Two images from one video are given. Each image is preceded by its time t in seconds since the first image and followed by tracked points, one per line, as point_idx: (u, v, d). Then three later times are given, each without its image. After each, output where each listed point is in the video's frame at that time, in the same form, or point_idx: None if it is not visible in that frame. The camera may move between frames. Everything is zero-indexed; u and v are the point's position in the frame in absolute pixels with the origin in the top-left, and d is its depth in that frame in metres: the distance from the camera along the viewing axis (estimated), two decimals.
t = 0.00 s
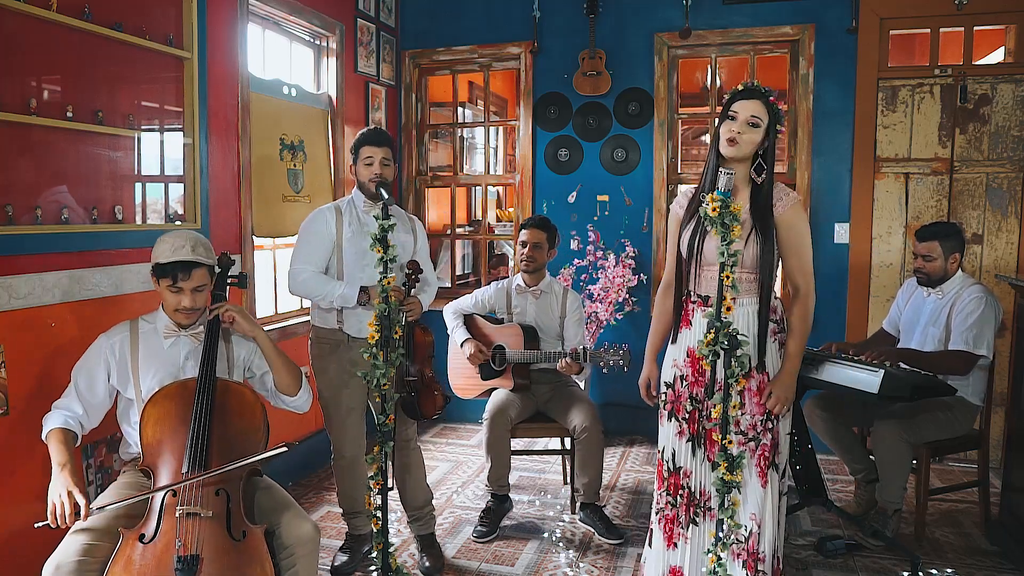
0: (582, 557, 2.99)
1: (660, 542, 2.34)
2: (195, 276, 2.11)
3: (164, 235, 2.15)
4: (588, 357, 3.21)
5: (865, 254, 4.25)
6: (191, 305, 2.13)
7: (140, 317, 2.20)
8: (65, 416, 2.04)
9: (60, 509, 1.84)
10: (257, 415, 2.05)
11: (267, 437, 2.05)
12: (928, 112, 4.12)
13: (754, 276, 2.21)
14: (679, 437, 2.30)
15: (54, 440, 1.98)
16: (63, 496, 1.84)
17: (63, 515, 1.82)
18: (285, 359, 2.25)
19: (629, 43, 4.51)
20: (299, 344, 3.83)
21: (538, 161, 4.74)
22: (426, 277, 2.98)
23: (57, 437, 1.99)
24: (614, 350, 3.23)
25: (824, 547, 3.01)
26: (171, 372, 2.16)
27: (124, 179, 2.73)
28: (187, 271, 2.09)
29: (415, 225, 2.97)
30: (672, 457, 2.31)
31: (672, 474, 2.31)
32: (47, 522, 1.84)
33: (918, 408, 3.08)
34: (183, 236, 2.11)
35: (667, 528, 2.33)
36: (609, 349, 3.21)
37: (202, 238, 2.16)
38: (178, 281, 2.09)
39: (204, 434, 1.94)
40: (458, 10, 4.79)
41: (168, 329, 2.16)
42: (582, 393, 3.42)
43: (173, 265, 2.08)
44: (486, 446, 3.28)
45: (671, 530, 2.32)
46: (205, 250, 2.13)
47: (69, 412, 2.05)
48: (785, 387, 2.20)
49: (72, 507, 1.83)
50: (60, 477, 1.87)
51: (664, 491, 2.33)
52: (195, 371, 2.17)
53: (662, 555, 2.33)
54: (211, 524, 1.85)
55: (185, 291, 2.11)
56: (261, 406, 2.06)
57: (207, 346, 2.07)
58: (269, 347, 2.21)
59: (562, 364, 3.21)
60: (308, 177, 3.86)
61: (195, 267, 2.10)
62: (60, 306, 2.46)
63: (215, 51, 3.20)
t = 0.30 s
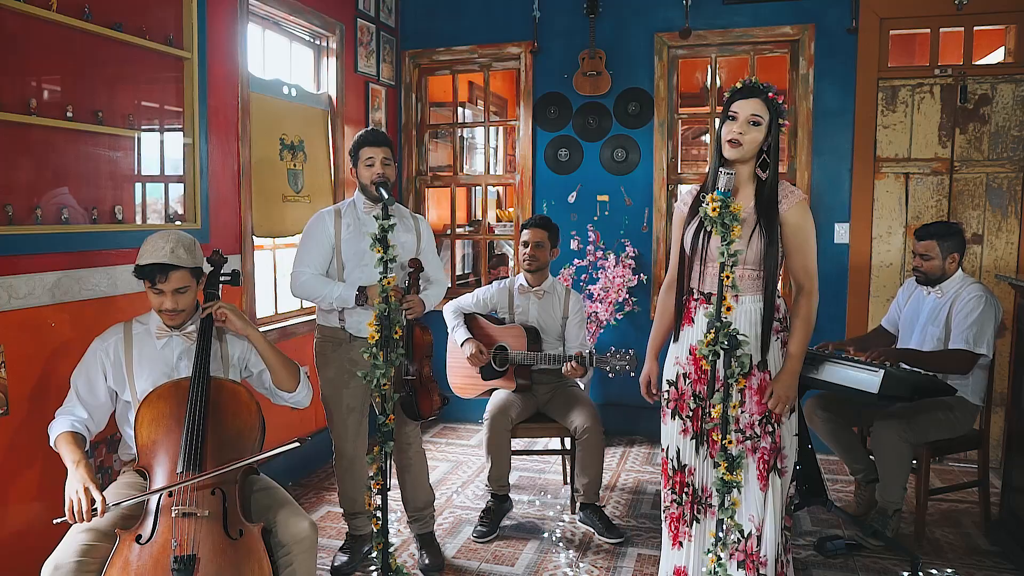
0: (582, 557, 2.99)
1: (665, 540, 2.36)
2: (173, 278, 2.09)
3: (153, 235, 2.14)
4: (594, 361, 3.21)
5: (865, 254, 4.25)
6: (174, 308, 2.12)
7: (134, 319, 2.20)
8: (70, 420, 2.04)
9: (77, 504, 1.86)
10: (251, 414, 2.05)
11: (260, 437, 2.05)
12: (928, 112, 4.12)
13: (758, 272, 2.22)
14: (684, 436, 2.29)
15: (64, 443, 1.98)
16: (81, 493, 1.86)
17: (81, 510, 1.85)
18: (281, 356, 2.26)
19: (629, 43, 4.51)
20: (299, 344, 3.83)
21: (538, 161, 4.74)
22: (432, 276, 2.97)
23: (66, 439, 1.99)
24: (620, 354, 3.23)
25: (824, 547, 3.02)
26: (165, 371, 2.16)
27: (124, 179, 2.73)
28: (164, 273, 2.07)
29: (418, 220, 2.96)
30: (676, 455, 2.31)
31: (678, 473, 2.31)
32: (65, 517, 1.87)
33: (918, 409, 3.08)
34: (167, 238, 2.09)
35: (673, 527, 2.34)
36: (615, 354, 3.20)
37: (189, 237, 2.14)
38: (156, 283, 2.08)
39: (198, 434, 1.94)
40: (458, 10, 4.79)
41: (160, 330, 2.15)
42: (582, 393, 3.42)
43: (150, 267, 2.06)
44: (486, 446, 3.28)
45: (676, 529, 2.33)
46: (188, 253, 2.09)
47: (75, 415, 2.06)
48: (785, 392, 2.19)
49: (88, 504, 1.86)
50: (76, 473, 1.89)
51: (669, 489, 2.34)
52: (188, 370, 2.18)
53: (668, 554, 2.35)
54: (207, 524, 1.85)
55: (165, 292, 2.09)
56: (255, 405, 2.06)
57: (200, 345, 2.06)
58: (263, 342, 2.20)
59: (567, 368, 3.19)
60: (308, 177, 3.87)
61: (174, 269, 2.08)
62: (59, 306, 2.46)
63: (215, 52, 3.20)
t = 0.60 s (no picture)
0: (582, 557, 2.99)
1: (669, 546, 2.36)
2: (171, 288, 2.07)
3: (163, 235, 2.11)
4: (598, 367, 3.20)
5: (865, 254, 4.25)
6: (171, 314, 2.11)
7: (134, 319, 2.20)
8: (78, 421, 2.03)
9: (95, 500, 1.83)
10: (251, 415, 2.04)
11: (262, 438, 2.05)
12: (928, 112, 4.12)
13: (758, 274, 2.23)
14: (686, 440, 2.29)
15: (73, 441, 1.97)
16: (98, 486, 1.83)
17: (98, 507, 1.82)
18: (280, 357, 2.25)
19: (629, 43, 4.51)
20: (299, 344, 3.84)
21: (538, 161, 4.74)
22: (448, 271, 2.94)
23: (76, 438, 1.98)
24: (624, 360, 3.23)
25: (824, 547, 3.02)
26: (166, 371, 2.16)
27: (124, 179, 2.73)
28: (162, 281, 2.05)
29: (428, 217, 2.92)
30: (679, 460, 2.31)
31: (680, 478, 2.31)
32: (82, 514, 1.84)
33: (918, 409, 3.09)
34: (171, 244, 2.05)
35: (675, 533, 2.34)
36: (619, 361, 3.20)
37: (193, 243, 2.11)
38: (154, 289, 2.06)
39: (199, 434, 1.94)
40: (458, 10, 4.79)
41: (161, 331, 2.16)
42: (582, 392, 3.42)
43: (149, 274, 2.04)
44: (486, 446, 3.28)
45: (678, 535, 2.34)
46: (189, 263, 2.06)
47: (82, 415, 2.05)
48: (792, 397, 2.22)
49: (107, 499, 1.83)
50: (92, 469, 1.87)
51: (672, 495, 2.33)
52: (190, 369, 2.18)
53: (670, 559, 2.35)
54: (207, 524, 1.85)
55: (163, 299, 2.08)
56: (254, 405, 2.05)
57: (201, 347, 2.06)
58: (258, 344, 2.20)
59: (571, 372, 3.19)
60: (308, 177, 3.87)
61: (172, 278, 2.05)
62: (59, 306, 2.46)
63: (215, 52, 3.20)
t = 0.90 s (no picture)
0: (582, 557, 2.98)
1: (669, 544, 2.35)
2: (174, 295, 2.06)
3: (173, 239, 2.10)
4: (603, 371, 3.22)
5: (865, 254, 4.25)
6: (171, 319, 2.09)
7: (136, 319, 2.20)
8: (86, 419, 2.02)
9: (110, 495, 1.82)
10: (253, 415, 2.04)
11: (264, 437, 2.04)
12: (928, 112, 4.12)
13: (757, 273, 2.23)
14: (688, 437, 2.29)
15: (82, 440, 1.96)
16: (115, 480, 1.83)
17: (115, 501, 1.81)
18: (281, 361, 2.24)
19: (629, 43, 4.51)
20: (299, 344, 3.83)
21: (538, 161, 4.74)
22: (462, 263, 2.89)
23: (87, 436, 1.96)
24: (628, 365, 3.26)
25: (824, 547, 3.02)
26: (169, 371, 2.16)
27: (124, 179, 2.73)
28: (166, 288, 2.05)
29: (434, 216, 2.88)
30: (681, 458, 2.30)
31: (682, 475, 2.30)
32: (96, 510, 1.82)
33: (918, 408, 3.08)
34: (180, 251, 2.04)
35: (677, 531, 2.33)
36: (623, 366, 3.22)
37: (202, 251, 2.09)
38: (156, 295, 2.05)
39: (200, 436, 1.94)
40: (458, 10, 4.79)
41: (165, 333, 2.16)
42: (583, 393, 3.42)
43: (154, 280, 2.03)
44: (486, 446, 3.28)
45: (681, 533, 2.33)
46: (195, 273, 2.05)
47: (89, 413, 2.04)
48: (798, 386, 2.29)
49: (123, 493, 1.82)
50: (106, 464, 1.86)
51: (673, 493, 2.32)
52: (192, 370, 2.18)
53: (671, 558, 2.34)
54: (208, 525, 1.85)
55: (164, 305, 2.06)
56: (257, 406, 2.05)
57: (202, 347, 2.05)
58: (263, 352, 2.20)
59: (574, 377, 3.23)
60: (308, 177, 3.87)
61: (175, 287, 2.05)
62: (59, 306, 2.46)
63: (215, 52, 3.20)
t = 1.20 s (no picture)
0: (582, 557, 2.99)
1: (662, 542, 2.36)
2: (184, 300, 2.05)
3: (181, 243, 2.09)
4: (599, 368, 3.20)
5: (865, 254, 4.25)
6: (180, 322, 2.08)
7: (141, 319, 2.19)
8: (96, 419, 2.02)
9: (130, 488, 1.83)
10: (259, 418, 2.03)
11: (268, 440, 2.04)
12: (928, 112, 4.12)
13: (756, 272, 2.24)
14: (685, 437, 2.29)
15: (97, 437, 1.96)
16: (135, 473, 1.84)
17: (134, 495, 1.83)
18: (287, 367, 2.23)
19: (629, 43, 4.51)
20: (299, 344, 3.83)
21: (538, 161, 4.74)
22: (468, 262, 2.90)
23: (99, 433, 1.97)
24: (626, 363, 3.22)
25: (824, 547, 3.02)
26: (173, 372, 2.16)
27: (124, 179, 2.73)
28: (175, 293, 2.04)
29: (436, 218, 2.88)
30: (677, 458, 2.30)
31: (677, 475, 2.31)
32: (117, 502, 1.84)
33: (918, 409, 3.08)
34: (188, 256, 2.04)
35: (671, 529, 2.34)
36: (621, 363, 3.18)
37: (210, 255, 2.09)
38: (165, 300, 2.04)
39: (205, 436, 1.93)
40: (458, 10, 4.79)
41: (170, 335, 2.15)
42: (582, 392, 3.42)
43: (164, 286, 2.03)
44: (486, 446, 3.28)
45: (674, 531, 2.33)
46: (204, 278, 2.04)
47: (99, 413, 2.04)
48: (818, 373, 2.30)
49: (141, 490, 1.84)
50: (126, 457, 1.86)
51: (667, 493, 2.33)
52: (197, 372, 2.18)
53: (664, 556, 2.35)
54: (211, 526, 1.85)
55: (172, 309, 2.05)
56: (262, 408, 2.03)
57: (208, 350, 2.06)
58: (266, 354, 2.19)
59: (571, 374, 3.23)
60: (308, 177, 3.86)
61: (184, 292, 2.04)
62: (59, 306, 2.45)
63: (215, 52, 3.20)
